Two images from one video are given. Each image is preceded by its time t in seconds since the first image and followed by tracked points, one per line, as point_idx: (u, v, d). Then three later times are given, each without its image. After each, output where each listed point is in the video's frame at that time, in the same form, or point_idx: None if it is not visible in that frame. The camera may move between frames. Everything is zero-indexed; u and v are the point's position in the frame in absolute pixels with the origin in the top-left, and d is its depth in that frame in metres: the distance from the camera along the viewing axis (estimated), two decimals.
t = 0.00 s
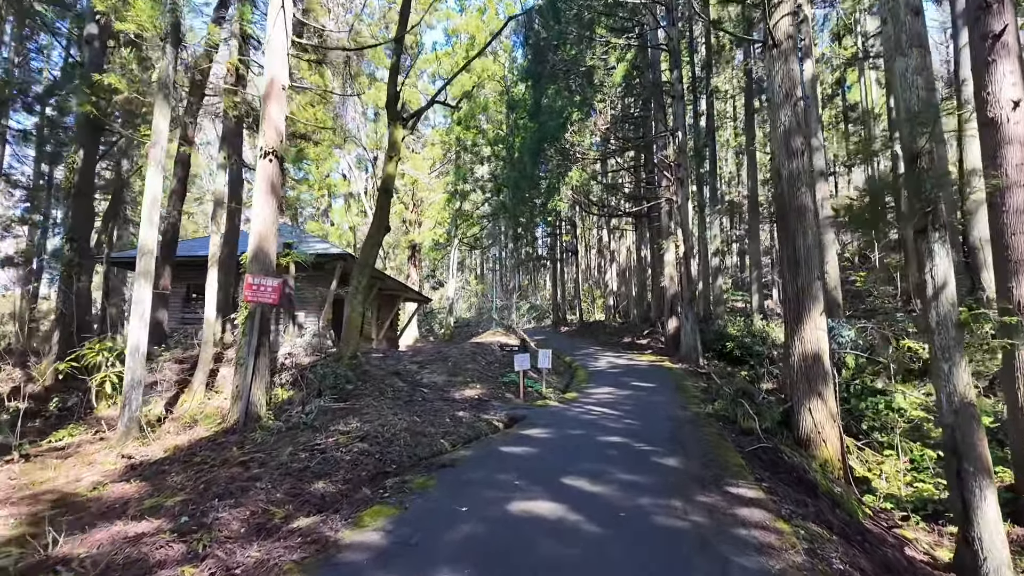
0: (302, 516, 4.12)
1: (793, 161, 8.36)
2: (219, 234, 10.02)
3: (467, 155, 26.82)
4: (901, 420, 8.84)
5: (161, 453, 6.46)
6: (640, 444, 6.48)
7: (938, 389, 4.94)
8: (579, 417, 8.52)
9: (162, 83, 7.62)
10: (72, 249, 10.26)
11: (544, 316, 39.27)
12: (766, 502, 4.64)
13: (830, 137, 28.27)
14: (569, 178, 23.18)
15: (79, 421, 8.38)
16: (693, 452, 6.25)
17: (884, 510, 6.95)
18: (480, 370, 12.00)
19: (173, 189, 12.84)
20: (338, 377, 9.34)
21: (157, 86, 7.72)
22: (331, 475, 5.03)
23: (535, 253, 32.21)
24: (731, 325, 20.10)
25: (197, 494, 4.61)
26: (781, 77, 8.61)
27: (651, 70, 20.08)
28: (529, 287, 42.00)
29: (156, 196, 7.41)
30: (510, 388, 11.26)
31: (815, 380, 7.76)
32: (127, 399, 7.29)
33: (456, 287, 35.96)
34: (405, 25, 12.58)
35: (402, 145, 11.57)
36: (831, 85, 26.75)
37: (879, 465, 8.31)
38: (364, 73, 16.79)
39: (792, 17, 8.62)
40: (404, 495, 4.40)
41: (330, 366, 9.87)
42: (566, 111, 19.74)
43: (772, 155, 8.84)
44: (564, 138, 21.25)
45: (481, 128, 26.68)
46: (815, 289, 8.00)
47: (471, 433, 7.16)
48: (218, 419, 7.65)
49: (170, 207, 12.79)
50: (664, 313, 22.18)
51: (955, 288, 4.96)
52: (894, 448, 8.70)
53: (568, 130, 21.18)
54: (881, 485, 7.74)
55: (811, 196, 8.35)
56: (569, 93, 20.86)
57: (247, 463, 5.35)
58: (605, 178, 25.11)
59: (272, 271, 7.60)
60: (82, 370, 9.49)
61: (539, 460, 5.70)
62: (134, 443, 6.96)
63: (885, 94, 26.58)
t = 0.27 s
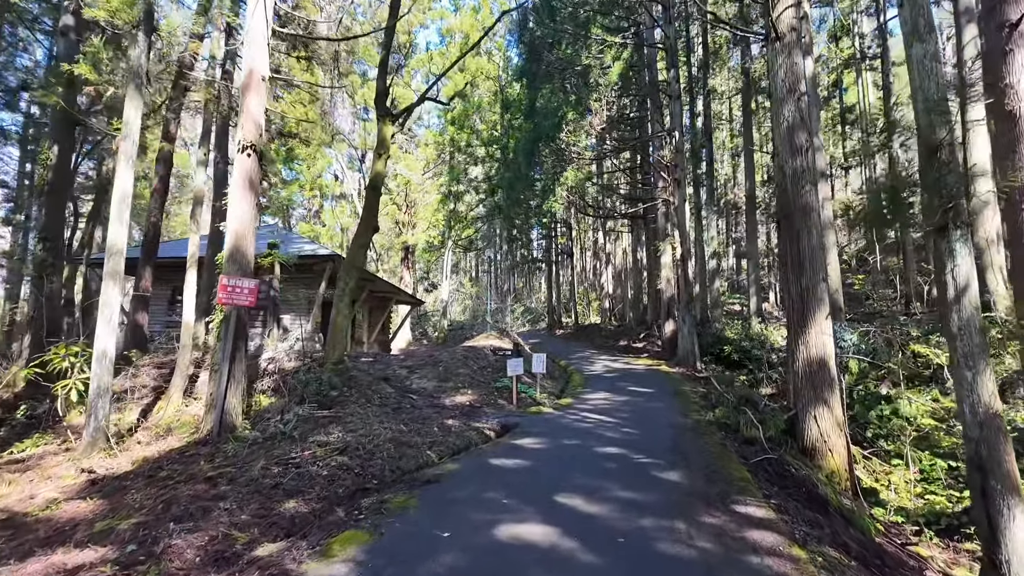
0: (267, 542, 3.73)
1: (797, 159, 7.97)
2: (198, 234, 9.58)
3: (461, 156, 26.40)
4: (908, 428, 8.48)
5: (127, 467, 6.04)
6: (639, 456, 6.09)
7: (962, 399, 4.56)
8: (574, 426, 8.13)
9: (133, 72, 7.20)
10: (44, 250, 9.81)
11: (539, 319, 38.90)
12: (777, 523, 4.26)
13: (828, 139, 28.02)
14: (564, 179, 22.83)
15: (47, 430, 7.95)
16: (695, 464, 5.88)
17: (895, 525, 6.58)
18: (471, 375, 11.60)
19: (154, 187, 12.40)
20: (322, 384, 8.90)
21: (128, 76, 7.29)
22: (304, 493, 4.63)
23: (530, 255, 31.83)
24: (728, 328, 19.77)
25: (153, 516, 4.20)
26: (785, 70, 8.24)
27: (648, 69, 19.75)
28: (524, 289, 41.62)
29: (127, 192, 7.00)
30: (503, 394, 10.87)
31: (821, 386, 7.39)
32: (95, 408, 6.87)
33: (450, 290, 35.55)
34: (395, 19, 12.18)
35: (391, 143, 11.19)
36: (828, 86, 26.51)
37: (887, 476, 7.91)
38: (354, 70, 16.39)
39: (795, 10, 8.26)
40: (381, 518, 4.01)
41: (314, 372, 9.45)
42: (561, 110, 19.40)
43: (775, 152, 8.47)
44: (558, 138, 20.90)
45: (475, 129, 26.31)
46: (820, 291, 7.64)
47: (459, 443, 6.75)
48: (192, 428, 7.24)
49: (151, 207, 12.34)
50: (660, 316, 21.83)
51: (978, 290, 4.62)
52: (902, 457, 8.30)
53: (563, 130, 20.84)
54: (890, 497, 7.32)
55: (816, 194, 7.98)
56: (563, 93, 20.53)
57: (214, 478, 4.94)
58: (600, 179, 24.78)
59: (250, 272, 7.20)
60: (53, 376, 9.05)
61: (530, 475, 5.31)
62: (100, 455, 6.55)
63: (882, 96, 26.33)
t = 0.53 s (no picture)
0: (220, 571, 3.33)
1: (799, 156, 7.62)
2: (173, 234, 9.17)
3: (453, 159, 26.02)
4: (915, 436, 8.12)
5: (84, 482, 5.63)
6: (635, 469, 5.70)
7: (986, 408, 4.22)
8: (567, 435, 7.73)
9: (100, 61, 6.79)
10: (13, 251, 9.38)
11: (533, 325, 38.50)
12: (788, 545, 3.88)
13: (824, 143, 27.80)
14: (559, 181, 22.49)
15: (8, 441, 7.51)
16: (696, 478, 5.49)
17: (906, 541, 6.22)
18: (461, 382, 11.18)
19: (133, 187, 11.96)
20: (303, 391, 8.48)
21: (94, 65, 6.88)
22: (269, 513, 4.23)
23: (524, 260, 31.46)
24: (725, 333, 19.43)
25: (97, 541, 3.79)
26: (786, 64, 7.90)
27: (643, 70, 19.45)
28: (519, 294, 41.21)
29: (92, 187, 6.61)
30: (494, 401, 10.45)
31: (825, 394, 7.02)
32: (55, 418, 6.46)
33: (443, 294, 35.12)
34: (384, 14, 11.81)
35: (378, 141, 10.80)
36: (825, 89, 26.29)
37: (895, 487, 7.56)
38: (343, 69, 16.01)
39: (796, 1, 7.93)
40: (351, 542, 3.61)
41: (295, 379, 9.02)
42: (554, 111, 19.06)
43: (776, 149, 8.12)
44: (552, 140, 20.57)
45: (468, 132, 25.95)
46: (824, 293, 7.28)
47: (444, 454, 6.36)
48: (160, 439, 6.82)
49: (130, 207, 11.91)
50: (656, 321, 21.46)
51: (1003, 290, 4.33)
52: (909, 467, 7.95)
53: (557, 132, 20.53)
54: (899, 510, 6.97)
55: (819, 193, 7.63)
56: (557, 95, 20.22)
57: (172, 496, 4.54)
58: (595, 182, 24.45)
59: (223, 273, 6.80)
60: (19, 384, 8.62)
61: (518, 490, 4.91)
62: (57, 469, 6.14)
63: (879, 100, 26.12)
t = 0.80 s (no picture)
0: None
1: (804, 152, 7.26)
2: (149, 233, 8.76)
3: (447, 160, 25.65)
4: (924, 445, 7.80)
5: (41, 497, 5.25)
6: (634, 482, 5.34)
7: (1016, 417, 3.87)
8: (560, 444, 7.35)
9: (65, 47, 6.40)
10: None
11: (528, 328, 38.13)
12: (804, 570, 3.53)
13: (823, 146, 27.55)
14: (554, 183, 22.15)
15: None
16: (699, 492, 5.14)
17: (920, 557, 5.91)
18: (452, 387, 10.79)
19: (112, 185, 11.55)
20: (284, 397, 8.09)
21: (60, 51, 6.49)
22: (233, 535, 3.85)
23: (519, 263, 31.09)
24: (723, 337, 19.10)
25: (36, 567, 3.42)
26: (789, 56, 7.55)
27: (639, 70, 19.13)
28: (514, 298, 40.81)
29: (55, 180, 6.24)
30: (485, 408, 10.07)
31: (832, 401, 6.66)
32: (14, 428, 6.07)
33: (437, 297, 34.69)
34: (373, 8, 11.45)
35: (366, 137, 10.43)
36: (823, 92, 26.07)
37: (904, 498, 7.24)
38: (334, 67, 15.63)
39: None
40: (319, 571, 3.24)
41: (277, 384, 8.61)
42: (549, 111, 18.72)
43: (779, 145, 7.76)
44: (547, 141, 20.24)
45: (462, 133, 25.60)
46: (831, 295, 6.92)
47: (431, 465, 5.98)
48: (129, 449, 6.43)
49: (109, 206, 11.50)
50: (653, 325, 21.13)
51: None
52: (918, 477, 7.63)
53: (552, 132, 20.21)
54: (911, 524, 6.60)
55: (825, 190, 7.28)
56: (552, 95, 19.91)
57: (128, 515, 4.15)
58: (591, 184, 24.13)
59: (196, 272, 6.41)
60: None
61: (507, 507, 4.54)
62: (14, 482, 5.76)
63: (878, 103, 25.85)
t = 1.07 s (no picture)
0: None
1: (809, 148, 6.91)
2: (120, 231, 8.33)
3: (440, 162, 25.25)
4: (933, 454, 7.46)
5: None
6: (632, 497, 4.97)
7: None
8: (551, 454, 6.95)
9: (24, 31, 6.00)
10: None
11: (522, 333, 37.70)
12: None
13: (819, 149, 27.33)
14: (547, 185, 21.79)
15: None
16: (702, 507, 4.76)
17: None
18: (441, 393, 10.37)
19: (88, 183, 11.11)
20: (262, 404, 7.67)
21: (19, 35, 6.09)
22: (185, 562, 3.45)
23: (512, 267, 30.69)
24: (719, 341, 18.77)
25: None
26: (793, 47, 7.19)
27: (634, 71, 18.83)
28: (508, 302, 40.37)
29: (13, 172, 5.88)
30: (474, 415, 9.65)
31: (840, 409, 6.29)
32: None
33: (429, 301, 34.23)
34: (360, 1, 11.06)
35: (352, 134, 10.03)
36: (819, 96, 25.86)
37: (914, 511, 6.92)
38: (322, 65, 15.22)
39: None
40: None
41: (255, 390, 8.18)
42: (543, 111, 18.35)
43: (782, 140, 7.39)
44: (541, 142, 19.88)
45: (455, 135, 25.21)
46: (838, 297, 6.56)
47: (413, 478, 5.57)
48: (90, 461, 6.00)
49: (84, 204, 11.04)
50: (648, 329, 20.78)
51: None
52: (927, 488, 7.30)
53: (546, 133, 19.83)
54: (924, 540, 6.30)
55: (831, 187, 6.92)
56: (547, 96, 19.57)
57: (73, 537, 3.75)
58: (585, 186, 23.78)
59: (164, 271, 6.00)
60: None
61: (493, 526, 4.15)
62: None
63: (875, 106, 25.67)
